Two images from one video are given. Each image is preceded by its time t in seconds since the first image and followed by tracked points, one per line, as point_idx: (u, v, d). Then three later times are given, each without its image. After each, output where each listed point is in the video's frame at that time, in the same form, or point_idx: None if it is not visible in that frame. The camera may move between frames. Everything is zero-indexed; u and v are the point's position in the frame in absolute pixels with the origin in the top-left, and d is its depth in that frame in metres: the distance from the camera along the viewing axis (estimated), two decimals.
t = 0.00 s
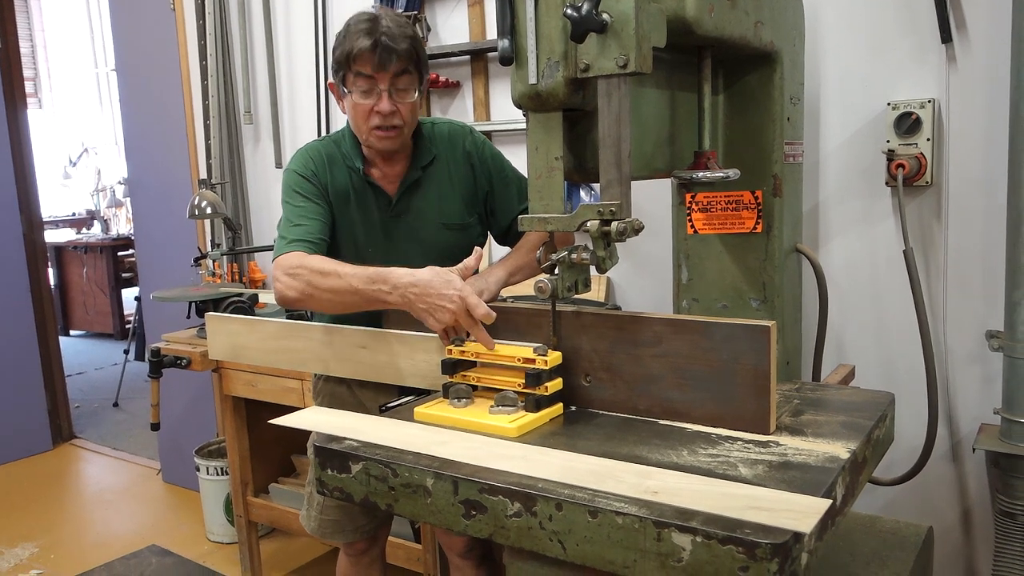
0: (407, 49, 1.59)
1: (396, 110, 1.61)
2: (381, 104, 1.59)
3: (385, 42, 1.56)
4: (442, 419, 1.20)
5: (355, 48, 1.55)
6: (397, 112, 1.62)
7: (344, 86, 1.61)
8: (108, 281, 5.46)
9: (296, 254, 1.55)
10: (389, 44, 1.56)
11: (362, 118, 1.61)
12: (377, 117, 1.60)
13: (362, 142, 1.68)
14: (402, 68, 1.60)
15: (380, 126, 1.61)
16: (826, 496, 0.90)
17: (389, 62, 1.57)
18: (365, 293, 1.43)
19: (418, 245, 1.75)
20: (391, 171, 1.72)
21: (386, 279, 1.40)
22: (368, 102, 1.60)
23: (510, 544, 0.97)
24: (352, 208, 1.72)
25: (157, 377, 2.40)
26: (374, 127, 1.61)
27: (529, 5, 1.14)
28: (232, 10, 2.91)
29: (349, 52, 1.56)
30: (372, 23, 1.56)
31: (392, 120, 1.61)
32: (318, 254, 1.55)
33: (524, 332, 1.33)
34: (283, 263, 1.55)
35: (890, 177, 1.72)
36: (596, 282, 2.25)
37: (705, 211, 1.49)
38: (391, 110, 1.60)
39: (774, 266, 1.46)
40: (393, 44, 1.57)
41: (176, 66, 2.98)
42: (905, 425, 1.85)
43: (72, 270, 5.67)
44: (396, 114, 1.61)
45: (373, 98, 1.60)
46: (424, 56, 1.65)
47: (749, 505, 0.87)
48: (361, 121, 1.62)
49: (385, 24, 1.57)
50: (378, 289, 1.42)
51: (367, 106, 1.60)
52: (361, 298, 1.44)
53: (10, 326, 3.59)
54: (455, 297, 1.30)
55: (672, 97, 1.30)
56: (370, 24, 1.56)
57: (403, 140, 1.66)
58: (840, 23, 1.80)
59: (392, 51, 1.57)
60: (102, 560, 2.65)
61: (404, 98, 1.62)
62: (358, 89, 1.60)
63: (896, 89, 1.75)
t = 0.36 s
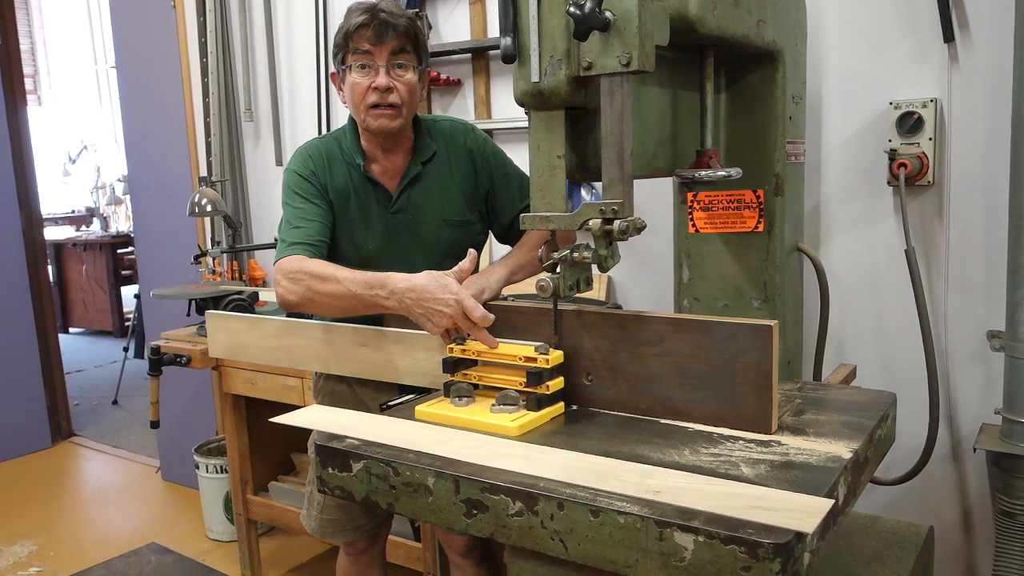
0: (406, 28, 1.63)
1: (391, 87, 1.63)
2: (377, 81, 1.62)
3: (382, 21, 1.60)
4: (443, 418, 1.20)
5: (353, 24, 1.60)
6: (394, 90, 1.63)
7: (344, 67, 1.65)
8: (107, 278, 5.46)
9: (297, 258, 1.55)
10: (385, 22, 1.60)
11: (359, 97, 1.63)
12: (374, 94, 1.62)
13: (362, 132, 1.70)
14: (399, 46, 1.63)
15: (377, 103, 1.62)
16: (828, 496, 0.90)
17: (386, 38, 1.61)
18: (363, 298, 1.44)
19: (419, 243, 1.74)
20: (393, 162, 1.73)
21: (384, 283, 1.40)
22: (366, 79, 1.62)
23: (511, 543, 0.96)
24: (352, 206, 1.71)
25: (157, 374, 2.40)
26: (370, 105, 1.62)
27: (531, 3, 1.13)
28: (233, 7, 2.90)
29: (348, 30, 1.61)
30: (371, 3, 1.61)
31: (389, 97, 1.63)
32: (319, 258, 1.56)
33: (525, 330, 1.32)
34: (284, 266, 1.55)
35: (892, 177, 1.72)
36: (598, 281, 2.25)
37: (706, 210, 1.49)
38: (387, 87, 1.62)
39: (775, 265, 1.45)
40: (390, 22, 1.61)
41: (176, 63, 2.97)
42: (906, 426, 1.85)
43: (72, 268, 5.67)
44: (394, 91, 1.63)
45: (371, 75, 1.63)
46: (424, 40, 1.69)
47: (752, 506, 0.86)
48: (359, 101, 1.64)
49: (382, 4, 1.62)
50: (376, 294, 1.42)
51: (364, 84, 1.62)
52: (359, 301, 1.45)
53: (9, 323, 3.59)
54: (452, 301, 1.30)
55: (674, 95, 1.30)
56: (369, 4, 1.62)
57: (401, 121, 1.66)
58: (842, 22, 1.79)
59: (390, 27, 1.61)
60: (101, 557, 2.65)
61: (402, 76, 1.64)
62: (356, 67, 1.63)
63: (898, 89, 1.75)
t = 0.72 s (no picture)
0: (426, 59, 1.58)
1: (411, 117, 1.61)
2: (396, 111, 1.59)
3: (404, 53, 1.54)
4: (443, 418, 1.19)
5: (377, 57, 1.52)
6: (411, 118, 1.61)
7: (358, 91, 1.58)
8: (107, 277, 5.46)
9: (289, 274, 1.55)
10: (410, 55, 1.54)
11: (375, 122, 1.60)
12: (392, 123, 1.60)
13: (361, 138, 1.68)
14: (419, 77, 1.58)
15: (393, 131, 1.61)
16: (828, 497, 0.90)
17: (409, 71, 1.56)
18: (348, 321, 1.46)
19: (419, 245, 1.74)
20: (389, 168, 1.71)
21: (364, 310, 1.42)
22: (384, 108, 1.58)
23: (510, 543, 0.96)
24: (350, 209, 1.70)
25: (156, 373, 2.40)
26: (387, 132, 1.61)
27: (531, 2, 1.13)
28: (233, 6, 2.90)
29: (368, 60, 1.53)
30: (391, 31, 1.54)
31: (406, 126, 1.61)
32: (308, 275, 1.56)
33: (525, 330, 1.32)
34: (278, 281, 1.56)
35: (892, 177, 1.72)
36: (597, 281, 2.25)
37: (705, 210, 1.48)
38: (406, 117, 1.60)
39: (775, 265, 1.45)
40: (414, 54, 1.55)
41: (176, 62, 2.97)
42: (906, 426, 1.85)
43: (72, 267, 5.67)
44: (410, 120, 1.61)
45: (389, 105, 1.58)
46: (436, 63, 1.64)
47: (751, 507, 0.86)
48: (374, 125, 1.61)
49: (404, 32, 1.54)
50: (360, 319, 1.45)
51: (381, 112, 1.58)
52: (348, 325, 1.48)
53: (9, 322, 3.58)
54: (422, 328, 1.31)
55: (674, 95, 1.29)
56: (389, 31, 1.54)
57: (411, 141, 1.66)
58: (842, 22, 1.79)
59: (413, 61, 1.55)
60: (100, 557, 2.65)
61: (418, 105, 1.61)
62: (373, 95, 1.57)
63: (898, 89, 1.75)
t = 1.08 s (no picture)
0: (433, 68, 1.56)
1: (417, 127, 1.59)
2: (403, 121, 1.57)
3: (413, 64, 1.52)
4: (442, 417, 1.19)
5: (386, 69, 1.50)
6: (417, 128, 1.60)
7: (364, 99, 1.56)
8: (107, 275, 5.45)
9: (277, 288, 1.57)
10: (418, 66, 1.52)
11: (381, 131, 1.59)
12: (399, 133, 1.59)
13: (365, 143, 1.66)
14: (426, 87, 1.56)
15: (400, 141, 1.60)
16: (828, 498, 0.89)
17: (417, 82, 1.54)
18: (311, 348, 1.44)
19: (420, 247, 1.74)
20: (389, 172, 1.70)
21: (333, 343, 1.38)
22: (391, 118, 1.57)
23: (510, 544, 0.96)
24: (349, 213, 1.69)
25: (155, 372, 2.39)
26: (393, 141, 1.60)
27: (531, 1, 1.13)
28: (233, 5, 2.90)
29: (376, 71, 1.50)
30: (399, 40, 1.51)
31: (412, 136, 1.60)
32: (290, 296, 1.55)
33: (524, 330, 1.32)
34: (269, 293, 1.57)
35: (893, 177, 1.72)
36: (597, 280, 2.24)
37: (706, 210, 1.48)
38: (413, 127, 1.59)
39: (775, 265, 1.45)
40: (422, 65, 1.53)
41: (176, 61, 2.97)
42: (906, 426, 1.85)
43: (71, 265, 5.67)
44: (417, 129, 1.60)
45: (396, 115, 1.57)
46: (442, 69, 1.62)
47: (750, 508, 0.86)
48: (381, 134, 1.59)
49: (412, 42, 1.52)
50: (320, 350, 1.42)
51: (388, 122, 1.57)
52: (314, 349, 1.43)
53: (7, 320, 3.58)
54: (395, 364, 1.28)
55: (674, 95, 1.29)
56: (396, 40, 1.50)
57: (416, 149, 1.66)
58: (843, 21, 1.79)
59: (421, 72, 1.53)
60: (99, 556, 2.64)
61: (424, 114, 1.60)
62: (380, 105, 1.55)
63: (899, 89, 1.74)
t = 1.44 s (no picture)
0: (435, 67, 1.55)
1: (417, 127, 1.58)
2: (404, 121, 1.57)
3: (414, 62, 1.51)
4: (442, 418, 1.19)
5: (386, 68, 1.50)
6: (418, 128, 1.59)
7: (365, 98, 1.55)
8: (107, 274, 5.45)
9: (291, 295, 1.57)
10: (419, 65, 1.52)
11: (382, 131, 1.58)
12: (400, 133, 1.58)
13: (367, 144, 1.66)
14: (427, 85, 1.56)
15: (401, 141, 1.59)
16: (830, 500, 0.89)
17: (418, 81, 1.53)
18: (345, 349, 1.43)
19: (423, 247, 1.74)
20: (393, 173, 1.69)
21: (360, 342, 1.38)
22: (392, 117, 1.56)
23: (510, 545, 0.96)
24: (353, 214, 1.68)
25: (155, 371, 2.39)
26: (394, 141, 1.59)
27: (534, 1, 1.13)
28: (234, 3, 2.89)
29: (377, 70, 1.50)
30: (400, 38, 1.50)
31: (413, 136, 1.59)
32: (311, 299, 1.56)
33: (525, 330, 1.32)
34: (283, 301, 1.57)
35: (895, 178, 1.72)
36: (598, 280, 2.24)
37: (707, 210, 1.48)
38: (414, 127, 1.58)
39: (777, 266, 1.45)
40: (423, 64, 1.52)
41: (176, 59, 2.96)
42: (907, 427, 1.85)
43: (71, 263, 5.66)
44: (418, 129, 1.59)
45: (397, 114, 1.56)
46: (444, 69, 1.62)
47: (752, 510, 0.86)
48: (382, 134, 1.59)
49: (413, 40, 1.51)
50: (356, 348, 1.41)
51: (389, 122, 1.57)
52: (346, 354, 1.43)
53: (7, 318, 3.57)
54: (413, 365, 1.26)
55: (676, 95, 1.29)
56: (397, 39, 1.50)
57: (417, 150, 1.65)
58: (846, 22, 1.78)
59: (422, 70, 1.53)
60: (98, 555, 2.64)
61: (426, 113, 1.59)
62: (381, 104, 1.55)
63: (901, 89, 1.74)
